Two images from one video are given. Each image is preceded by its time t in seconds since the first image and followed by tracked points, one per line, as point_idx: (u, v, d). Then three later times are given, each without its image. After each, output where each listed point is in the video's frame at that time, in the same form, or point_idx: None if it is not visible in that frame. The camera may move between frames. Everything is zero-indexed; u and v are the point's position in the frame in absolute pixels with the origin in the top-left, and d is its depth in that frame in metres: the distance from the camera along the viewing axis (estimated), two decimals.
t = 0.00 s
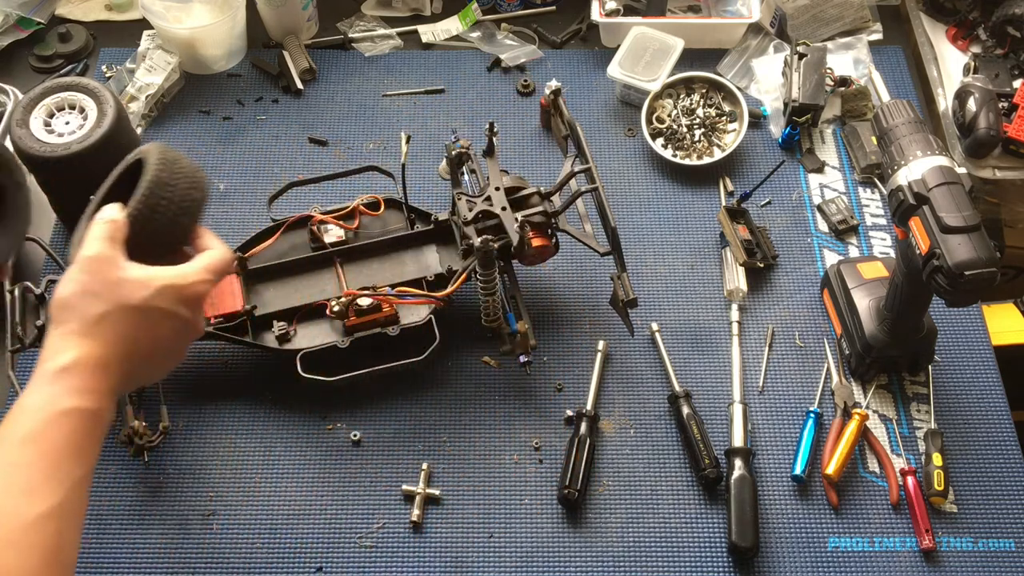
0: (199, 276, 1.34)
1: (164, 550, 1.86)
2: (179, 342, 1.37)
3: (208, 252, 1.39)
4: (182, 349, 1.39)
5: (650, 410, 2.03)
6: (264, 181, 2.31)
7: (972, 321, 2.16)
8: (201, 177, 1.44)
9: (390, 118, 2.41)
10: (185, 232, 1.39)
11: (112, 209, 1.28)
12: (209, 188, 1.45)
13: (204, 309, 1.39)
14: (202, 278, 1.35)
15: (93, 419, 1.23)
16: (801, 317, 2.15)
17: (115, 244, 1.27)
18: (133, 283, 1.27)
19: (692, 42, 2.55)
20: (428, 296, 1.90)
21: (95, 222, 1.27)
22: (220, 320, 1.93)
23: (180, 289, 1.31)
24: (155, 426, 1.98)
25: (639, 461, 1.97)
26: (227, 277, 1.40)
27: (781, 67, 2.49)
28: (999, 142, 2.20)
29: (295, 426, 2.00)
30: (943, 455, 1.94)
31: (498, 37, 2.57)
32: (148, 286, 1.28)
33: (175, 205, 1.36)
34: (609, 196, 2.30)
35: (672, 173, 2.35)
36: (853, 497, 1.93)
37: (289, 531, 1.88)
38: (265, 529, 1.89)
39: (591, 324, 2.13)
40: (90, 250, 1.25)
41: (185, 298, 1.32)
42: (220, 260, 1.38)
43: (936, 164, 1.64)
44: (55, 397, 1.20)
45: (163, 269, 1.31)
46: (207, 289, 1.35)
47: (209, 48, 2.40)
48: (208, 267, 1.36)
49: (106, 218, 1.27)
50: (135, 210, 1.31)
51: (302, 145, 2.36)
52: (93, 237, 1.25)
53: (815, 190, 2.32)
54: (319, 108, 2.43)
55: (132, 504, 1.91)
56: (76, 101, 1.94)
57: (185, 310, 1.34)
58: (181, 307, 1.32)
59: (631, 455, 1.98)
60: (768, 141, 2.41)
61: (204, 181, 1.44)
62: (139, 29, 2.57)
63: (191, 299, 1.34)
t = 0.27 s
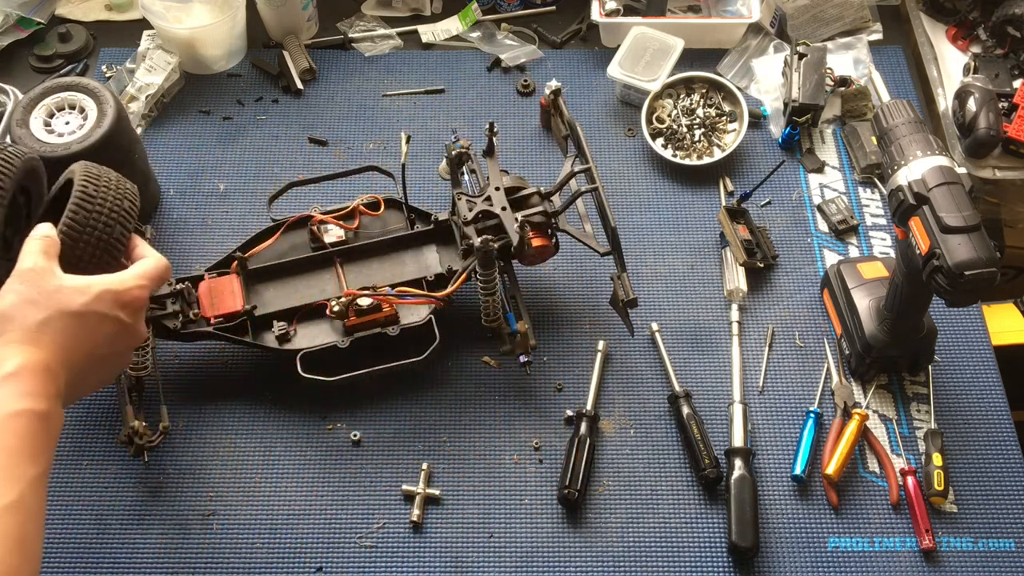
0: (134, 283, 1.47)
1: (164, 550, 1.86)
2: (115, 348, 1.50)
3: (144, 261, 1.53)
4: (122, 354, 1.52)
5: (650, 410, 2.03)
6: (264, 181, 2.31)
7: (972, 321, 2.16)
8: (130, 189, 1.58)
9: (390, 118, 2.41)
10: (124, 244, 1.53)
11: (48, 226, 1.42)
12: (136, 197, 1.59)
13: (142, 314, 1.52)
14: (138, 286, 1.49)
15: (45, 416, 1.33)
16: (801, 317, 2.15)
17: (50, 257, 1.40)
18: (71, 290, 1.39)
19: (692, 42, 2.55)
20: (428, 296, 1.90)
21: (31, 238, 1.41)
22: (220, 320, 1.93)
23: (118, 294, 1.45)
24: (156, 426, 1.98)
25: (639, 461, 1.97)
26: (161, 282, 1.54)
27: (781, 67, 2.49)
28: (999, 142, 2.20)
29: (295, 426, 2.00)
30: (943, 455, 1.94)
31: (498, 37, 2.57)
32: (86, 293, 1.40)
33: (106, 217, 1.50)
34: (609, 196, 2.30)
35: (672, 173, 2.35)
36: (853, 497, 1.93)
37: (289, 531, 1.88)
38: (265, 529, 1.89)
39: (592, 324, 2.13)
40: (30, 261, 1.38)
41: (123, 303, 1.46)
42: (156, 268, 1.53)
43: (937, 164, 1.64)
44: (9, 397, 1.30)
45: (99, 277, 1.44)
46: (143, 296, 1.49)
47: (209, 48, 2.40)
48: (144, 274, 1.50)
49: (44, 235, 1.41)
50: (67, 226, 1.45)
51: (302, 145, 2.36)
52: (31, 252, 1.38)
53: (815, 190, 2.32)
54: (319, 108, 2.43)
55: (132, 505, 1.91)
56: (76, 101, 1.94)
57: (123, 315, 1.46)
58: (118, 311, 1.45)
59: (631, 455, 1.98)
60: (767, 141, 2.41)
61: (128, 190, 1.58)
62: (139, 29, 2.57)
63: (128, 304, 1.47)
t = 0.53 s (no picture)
0: (147, 296, 1.46)
1: (165, 550, 1.86)
2: (127, 361, 1.48)
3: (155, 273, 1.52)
4: (132, 366, 1.50)
5: (650, 410, 2.03)
6: (264, 181, 2.31)
7: (972, 321, 2.16)
8: (145, 201, 1.56)
9: (390, 118, 2.41)
10: (139, 255, 1.53)
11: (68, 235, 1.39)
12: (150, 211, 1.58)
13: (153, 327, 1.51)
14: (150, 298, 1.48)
15: (55, 430, 1.33)
16: (801, 317, 2.15)
17: (67, 268, 1.37)
18: (88, 302, 1.37)
19: (692, 42, 2.55)
20: (428, 296, 1.90)
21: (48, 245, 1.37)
22: (220, 320, 1.93)
23: (132, 308, 1.43)
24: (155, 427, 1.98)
25: (639, 461, 1.97)
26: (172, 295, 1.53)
27: (781, 67, 2.49)
28: (999, 142, 2.20)
29: (295, 426, 2.00)
30: (943, 455, 1.94)
31: (498, 37, 2.57)
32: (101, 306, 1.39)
33: (123, 229, 1.49)
34: (609, 196, 2.30)
35: (672, 173, 2.35)
36: (852, 497, 1.93)
37: (290, 531, 1.89)
38: (265, 529, 1.89)
39: (591, 324, 2.13)
40: (46, 272, 1.35)
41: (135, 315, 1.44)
42: (168, 279, 1.52)
43: (937, 164, 1.64)
44: (19, 410, 1.29)
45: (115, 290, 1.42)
46: (155, 308, 1.48)
47: (209, 48, 2.40)
48: (156, 286, 1.49)
49: (65, 242, 1.38)
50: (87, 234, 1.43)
51: (302, 145, 2.37)
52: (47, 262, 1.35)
53: (815, 190, 2.32)
54: (319, 108, 2.43)
55: (132, 505, 1.91)
56: (76, 101, 1.94)
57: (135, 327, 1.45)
58: (131, 324, 1.44)
59: (631, 455, 1.98)
60: (767, 141, 2.41)
61: (144, 203, 1.57)
62: (139, 29, 2.57)
63: (141, 316, 1.46)
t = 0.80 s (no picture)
0: (169, 324, 1.46)
1: (164, 550, 1.86)
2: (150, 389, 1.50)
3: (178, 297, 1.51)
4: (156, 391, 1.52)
5: (650, 410, 2.03)
6: (264, 181, 2.31)
7: (972, 321, 2.16)
8: (161, 225, 1.48)
9: (390, 118, 2.41)
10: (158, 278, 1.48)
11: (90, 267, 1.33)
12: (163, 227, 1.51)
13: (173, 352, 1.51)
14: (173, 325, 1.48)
15: (80, 467, 1.36)
16: (801, 317, 2.15)
17: (92, 301, 1.34)
18: (114, 337, 1.37)
19: (692, 42, 2.55)
20: (428, 296, 1.90)
21: (72, 279, 1.32)
22: (220, 320, 1.93)
23: (156, 338, 1.43)
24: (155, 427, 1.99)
25: (639, 461, 1.97)
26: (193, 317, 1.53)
27: (781, 67, 2.49)
28: (999, 143, 2.20)
29: (295, 426, 2.00)
30: (943, 455, 1.94)
31: (498, 37, 2.57)
32: (127, 339, 1.39)
33: (145, 258, 1.42)
34: (609, 196, 2.30)
35: (672, 173, 2.35)
36: (852, 497, 1.93)
37: (290, 531, 1.89)
38: (265, 529, 1.89)
39: (591, 324, 2.13)
40: (71, 305, 1.31)
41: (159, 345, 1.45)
42: (191, 303, 1.51)
43: (936, 164, 1.64)
44: (45, 447, 1.32)
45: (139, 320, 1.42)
46: (178, 335, 1.48)
47: (209, 48, 2.40)
48: (178, 313, 1.49)
49: (89, 274, 1.33)
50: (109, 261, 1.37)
51: (302, 145, 2.37)
52: (72, 296, 1.31)
53: (815, 190, 2.32)
54: (319, 108, 2.43)
55: (132, 504, 1.91)
56: (77, 101, 1.94)
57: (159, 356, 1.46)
58: (156, 354, 1.44)
59: (631, 455, 1.98)
60: (768, 141, 2.41)
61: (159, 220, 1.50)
62: (139, 29, 2.57)
63: (165, 345, 1.46)
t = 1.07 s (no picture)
0: (170, 346, 1.47)
1: (165, 550, 1.86)
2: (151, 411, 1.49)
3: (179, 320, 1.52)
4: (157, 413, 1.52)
5: (650, 410, 2.03)
6: (264, 181, 2.31)
7: (971, 321, 2.16)
8: (159, 255, 1.65)
9: (390, 118, 2.41)
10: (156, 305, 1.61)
11: (97, 291, 1.41)
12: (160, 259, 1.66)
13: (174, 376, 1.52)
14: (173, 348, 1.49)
15: (84, 482, 1.33)
16: (801, 317, 2.15)
17: (99, 324, 1.39)
18: (119, 358, 1.38)
19: (692, 42, 2.55)
20: (428, 296, 1.90)
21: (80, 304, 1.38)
22: (220, 320, 1.93)
23: (158, 360, 1.44)
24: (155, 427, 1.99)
25: (639, 461, 1.97)
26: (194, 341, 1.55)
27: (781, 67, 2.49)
28: (999, 142, 2.20)
29: (295, 426, 2.00)
30: (943, 455, 1.94)
31: (498, 37, 2.57)
32: (131, 360, 1.40)
33: (146, 280, 1.57)
34: (609, 196, 2.30)
35: (672, 173, 2.35)
36: (852, 497, 1.93)
37: (290, 531, 1.89)
38: (265, 529, 1.89)
39: (591, 324, 2.13)
40: (77, 329, 1.35)
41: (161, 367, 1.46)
42: (191, 324, 1.52)
43: (936, 163, 1.64)
44: (50, 462, 1.29)
45: (141, 342, 1.43)
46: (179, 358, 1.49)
47: (209, 48, 2.40)
48: (179, 336, 1.50)
49: (97, 298, 1.40)
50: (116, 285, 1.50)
51: (302, 145, 2.37)
52: (78, 320, 1.36)
53: (815, 190, 2.32)
54: (319, 108, 2.43)
55: (132, 504, 1.91)
56: (77, 101, 1.94)
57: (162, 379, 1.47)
58: (157, 375, 1.45)
59: (631, 455, 1.98)
60: (768, 141, 2.41)
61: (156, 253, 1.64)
62: (139, 29, 2.57)
63: (166, 367, 1.47)
